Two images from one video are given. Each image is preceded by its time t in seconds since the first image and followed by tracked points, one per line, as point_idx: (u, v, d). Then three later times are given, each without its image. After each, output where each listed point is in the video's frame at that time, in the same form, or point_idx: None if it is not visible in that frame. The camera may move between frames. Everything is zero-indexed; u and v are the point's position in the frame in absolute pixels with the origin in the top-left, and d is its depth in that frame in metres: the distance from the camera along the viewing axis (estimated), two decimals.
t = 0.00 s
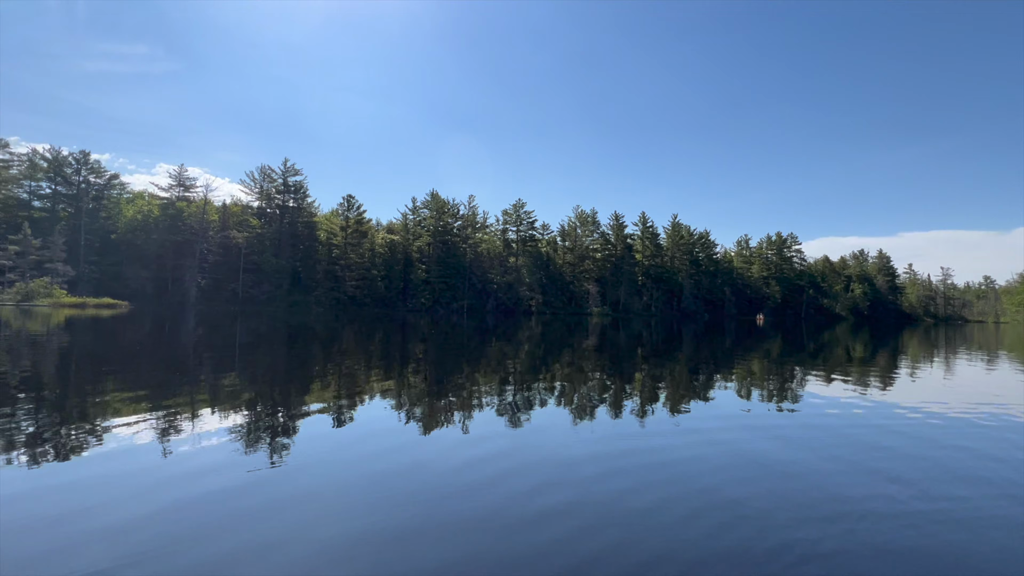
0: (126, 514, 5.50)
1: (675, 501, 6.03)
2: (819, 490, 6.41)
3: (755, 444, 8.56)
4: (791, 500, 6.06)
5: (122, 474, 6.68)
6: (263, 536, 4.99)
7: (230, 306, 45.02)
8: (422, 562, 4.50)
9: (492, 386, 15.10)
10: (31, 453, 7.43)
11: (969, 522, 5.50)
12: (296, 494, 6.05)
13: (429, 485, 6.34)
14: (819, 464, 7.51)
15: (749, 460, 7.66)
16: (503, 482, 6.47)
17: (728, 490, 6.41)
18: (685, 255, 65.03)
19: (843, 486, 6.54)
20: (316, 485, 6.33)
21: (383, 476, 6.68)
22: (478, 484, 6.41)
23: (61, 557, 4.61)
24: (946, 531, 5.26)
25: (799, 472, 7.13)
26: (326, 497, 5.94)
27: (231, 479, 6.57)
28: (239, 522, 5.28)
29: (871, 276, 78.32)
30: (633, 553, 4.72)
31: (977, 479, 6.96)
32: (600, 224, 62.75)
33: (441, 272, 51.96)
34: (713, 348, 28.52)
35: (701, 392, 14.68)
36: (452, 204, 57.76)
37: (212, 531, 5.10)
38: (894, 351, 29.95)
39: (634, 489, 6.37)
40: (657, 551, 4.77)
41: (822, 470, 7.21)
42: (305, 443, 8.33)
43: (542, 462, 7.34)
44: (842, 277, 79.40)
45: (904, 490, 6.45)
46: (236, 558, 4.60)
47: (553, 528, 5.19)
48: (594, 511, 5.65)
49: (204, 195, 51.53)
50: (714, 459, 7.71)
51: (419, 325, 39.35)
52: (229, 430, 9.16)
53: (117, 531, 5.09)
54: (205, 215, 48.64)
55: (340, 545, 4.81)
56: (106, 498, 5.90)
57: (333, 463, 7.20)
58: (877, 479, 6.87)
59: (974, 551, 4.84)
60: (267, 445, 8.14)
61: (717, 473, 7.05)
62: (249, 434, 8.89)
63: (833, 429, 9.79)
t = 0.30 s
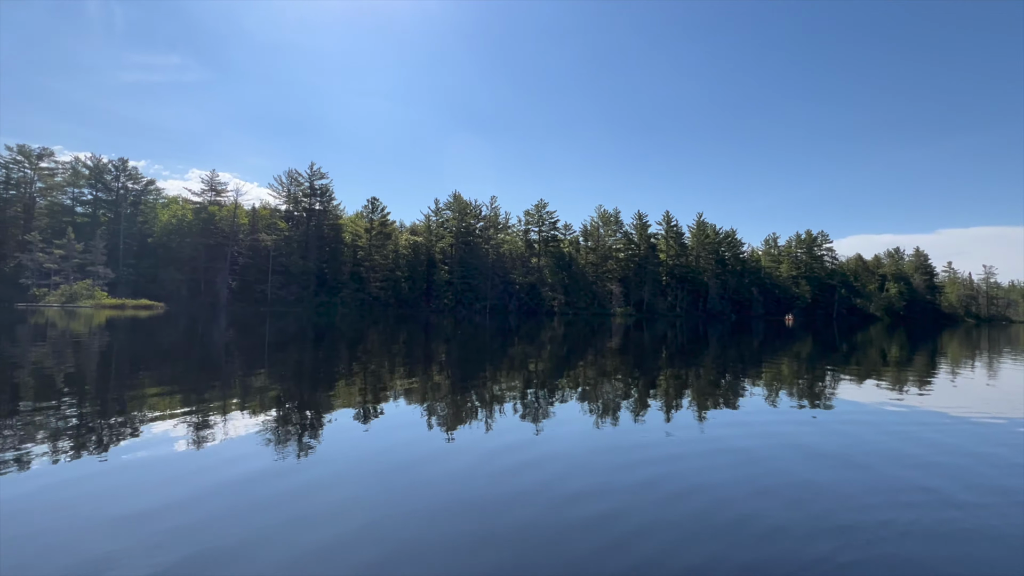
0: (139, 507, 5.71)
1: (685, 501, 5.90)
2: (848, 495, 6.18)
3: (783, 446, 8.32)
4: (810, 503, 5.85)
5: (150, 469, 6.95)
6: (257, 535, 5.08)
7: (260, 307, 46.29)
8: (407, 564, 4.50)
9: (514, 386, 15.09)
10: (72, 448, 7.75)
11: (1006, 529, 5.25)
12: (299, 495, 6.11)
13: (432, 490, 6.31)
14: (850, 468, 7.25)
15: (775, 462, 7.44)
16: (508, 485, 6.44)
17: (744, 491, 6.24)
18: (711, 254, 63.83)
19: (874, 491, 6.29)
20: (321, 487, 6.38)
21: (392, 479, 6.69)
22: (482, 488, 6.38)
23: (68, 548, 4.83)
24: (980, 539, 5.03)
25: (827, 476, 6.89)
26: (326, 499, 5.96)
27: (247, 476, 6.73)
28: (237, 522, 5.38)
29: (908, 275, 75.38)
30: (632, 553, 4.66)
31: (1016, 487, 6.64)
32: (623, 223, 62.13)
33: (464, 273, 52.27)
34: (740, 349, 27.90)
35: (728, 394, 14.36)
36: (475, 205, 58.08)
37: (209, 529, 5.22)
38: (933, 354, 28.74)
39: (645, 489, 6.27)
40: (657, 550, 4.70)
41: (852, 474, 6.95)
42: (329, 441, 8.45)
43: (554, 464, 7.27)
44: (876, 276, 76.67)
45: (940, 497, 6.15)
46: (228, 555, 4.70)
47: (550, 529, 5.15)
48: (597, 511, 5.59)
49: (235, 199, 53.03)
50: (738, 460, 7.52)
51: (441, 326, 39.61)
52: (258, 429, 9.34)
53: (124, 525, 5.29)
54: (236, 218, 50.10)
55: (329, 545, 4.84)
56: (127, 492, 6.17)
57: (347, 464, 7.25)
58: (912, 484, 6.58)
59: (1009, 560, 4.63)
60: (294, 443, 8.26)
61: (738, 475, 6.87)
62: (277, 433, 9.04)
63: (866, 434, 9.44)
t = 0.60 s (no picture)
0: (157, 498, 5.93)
1: (695, 505, 5.81)
2: (878, 501, 6.03)
3: (812, 449, 8.10)
4: (831, 511, 5.68)
5: (180, 462, 7.22)
6: (261, 529, 5.19)
7: (287, 308, 47.39)
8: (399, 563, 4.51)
9: (536, 387, 15.09)
10: (112, 443, 8.10)
11: None
12: (308, 491, 6.19)
13: (439, 488, 6.29)
14: (884, 474, 7.02)
15: (802, 466, 7.29)
16: (519, 486, 6.40)
17: (760, 497, 6.08)
18: (736, 252, 62.56)
19: (907, 498, 6.12)
20: (330, 484, 6.42)
21: (404, 477, 6.72)
22: (491, 488, 6.33)
23: (79, 537, 5.02)
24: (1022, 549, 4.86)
25: (858, 481, 6.70)
26: (346, 495, 6.06)
27: (264, 472, 6.89)
28: (242, 516, 5.47)
29: (946, 272, 72.41)
30: (634, 558, 4.61)
31: None
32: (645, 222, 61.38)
33: (486, 273, 52.50)
34: (768, 349, 27.31)
35: (755, 395, 14.06)
36: (496, 205, 58.24)
37: (215, 522, 5.35)
38: (973, 354, 27.61)
39: (656, 492, 6.19)
40: (658, 555, 4.66)
41: (884, 479, 6.78)
42: (355, 439, 8.60)
43: (566, 465, 7.21)
44: (912, 274, 73.91)
45: (979, 506, 5.91)
46: (229, 547, 4.80)
47: (551, 531, 5.13)
48: (601, 514, 5.55)
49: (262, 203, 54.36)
50: (764, 463, 7.36)
51: (464, 326, 39.83)
52: (287, 426, 9.59)
53: (135, 517, 5.46)
54: (264, 221, 51.39)
55: (346, 541, 4.92)
56: (149, 483, 6.41)
57: (364, 462, 7.31)
58: (949, 493, 6.35)
59: None
60: (322, 441, 8.43)
61: (760, 478, 6.74)
62: (305, 430, 9.26)
63: (902, 437, 9.14)
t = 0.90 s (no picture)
0: (172, 491, 6.10)
1: (707, 504, 5.67)
2: (913, 502, 5.84)
3: (841, 450, 7.83)
4: (852, 512, 5.48)
5: (203, 456, 7.42)
6: (266, 522, 5.26)
7: (313, 309, 48.36)
8: (396, 556, 4.52)
9: (558, 387, 15.00)
10: (143, 440, 8.35)
11: None
12: (332, 484, 6.28)
13: (446, 484, 6.27)
14: (920, 475, 6.79)
15: (830, 467, 7.05)
16: (527, 482, 6.35)
17: (776, 497, 5.91)
18: (763, 250, 61.15)
19: (942, 500, 5.90)
20: (340, 478, 6.48)
21: (414, 473, 6.73)
22: (499, 484, 6.29)
23: (93, 527, 5.19)
24: None
25: (891, 482, 6.48)
26: (368, 489, 6.14)
27: (281, 467, 7.00)
28: (250, 510, 5.58)
29: (986, 269, 69.40)
30: (638, 556, 4.53)
31: None
32: (668, 221, 60.48)
33: (507, 274, 52.55)
34: (796, 350, 26.62)
35: (785, 397, 13.66)
36: (517, 205, 58.28)
37: (224, 515, 5.46)
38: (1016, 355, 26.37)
39: (668, 490, 6.06)
40: (681, 551, 4.58)
41: (920, 481, 6.55)
42: (377, 436, 8.67)
43: (578, 463, 7.12)
44: (949, 272, 71.05)
45: (1019, 511, 5.65)
46: (234, 538, 4.90)
47: (555, 527, 5.07)
48: (607, 512, 5.46)
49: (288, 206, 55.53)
50: (790, 464, 7.15)
51: (486, 327, 39.94)
52: (313, 424, 9.72)
53: (148, 509, 5.62)
54: (290, 224, 52.50)
55: (369, 531, 5.00)
56: (166, 476, 6.59)
57: (387, 457, 7.38)
58: (989, 497, 6.06)
59: None
60: (345, 438, 8.53)
61: (782, 478, 6.54)
62: (328, 429, 9.38)
63: (940, 440, 8.78)
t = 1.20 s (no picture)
0: (182, 489, 6.26)
1: (712, 513, 5.56)
2: (948, 511, 5.67)
3: (872, 456, 7.64)
4: (867, 525, 5.29)
5: (223, 453, 7.62)
6: (266, 522, 5.34)
7: (337, 309, 49.22)
8: (389, 564, 4.53)
9: (580, 386, 14.92)
10: (178, 436, 8.60)
11: None
12: (358, 483, 6.46)
13: (449, 490, 6.27)
14: (956, 483, 6.58)
15: (857, 475, 6.86)
16: (531, 488, 6.31)
17: (788, 507, 5.74)
18: (790, 247, 59.70)
19: (978, 510, 5.72)
20: (346, 480, 6.54)
21: (421, 477, 6.76)
22: (502, 490, 6.27)
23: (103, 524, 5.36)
24: None
25: (923, 490, 6.31)
26: (392, 489, 6.28)
27: (294, 466, 7.13)
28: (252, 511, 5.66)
29: None
30: (636, 567, 4.47)
31: None
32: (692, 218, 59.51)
33: (528, 273, 52.54)
34: (824, 349, 25.93)
35: (813, 397, 13.32)
36: (537, 204, 58.20)
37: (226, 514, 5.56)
38: None
39: (674, 498, 5.96)
40: (703, 559, 4.59)
41: (956, 490, 6.35)
42: (401, 435, 8.77)
43: (587, 468, 7.07)
44: (989, 268, 68.19)
45: None
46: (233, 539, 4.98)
47: (553, 536, 5.02)
48: (608, 520, 5.38)
49: (313, 208, 56.62)
50: (813, 471, 6.97)
51: (507, 326, 40.07)
52: (338, 422, 9.89)
53: (157, 506, 5.77)
54: (314, 225, 53.53)
55: (394, 531, 5.14)
56: (186, 473, 6.81)
57: (410, 457, 7.49)
58: None
59: None
60: (370, 436, 8.64)
61: (802, 486, 6.37)
62: (354, 426, 9.50)
63: (979, 446, 8.46)
